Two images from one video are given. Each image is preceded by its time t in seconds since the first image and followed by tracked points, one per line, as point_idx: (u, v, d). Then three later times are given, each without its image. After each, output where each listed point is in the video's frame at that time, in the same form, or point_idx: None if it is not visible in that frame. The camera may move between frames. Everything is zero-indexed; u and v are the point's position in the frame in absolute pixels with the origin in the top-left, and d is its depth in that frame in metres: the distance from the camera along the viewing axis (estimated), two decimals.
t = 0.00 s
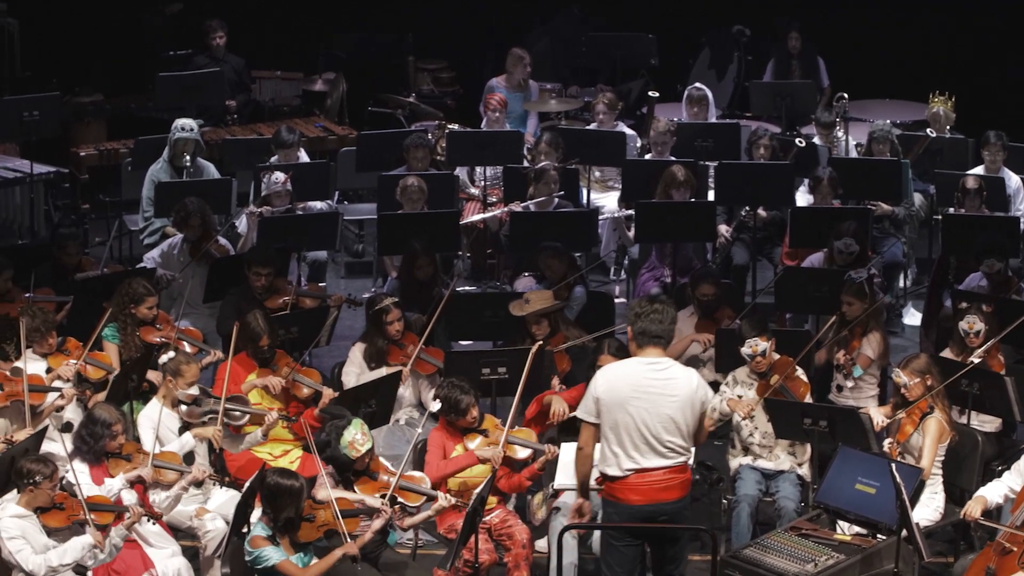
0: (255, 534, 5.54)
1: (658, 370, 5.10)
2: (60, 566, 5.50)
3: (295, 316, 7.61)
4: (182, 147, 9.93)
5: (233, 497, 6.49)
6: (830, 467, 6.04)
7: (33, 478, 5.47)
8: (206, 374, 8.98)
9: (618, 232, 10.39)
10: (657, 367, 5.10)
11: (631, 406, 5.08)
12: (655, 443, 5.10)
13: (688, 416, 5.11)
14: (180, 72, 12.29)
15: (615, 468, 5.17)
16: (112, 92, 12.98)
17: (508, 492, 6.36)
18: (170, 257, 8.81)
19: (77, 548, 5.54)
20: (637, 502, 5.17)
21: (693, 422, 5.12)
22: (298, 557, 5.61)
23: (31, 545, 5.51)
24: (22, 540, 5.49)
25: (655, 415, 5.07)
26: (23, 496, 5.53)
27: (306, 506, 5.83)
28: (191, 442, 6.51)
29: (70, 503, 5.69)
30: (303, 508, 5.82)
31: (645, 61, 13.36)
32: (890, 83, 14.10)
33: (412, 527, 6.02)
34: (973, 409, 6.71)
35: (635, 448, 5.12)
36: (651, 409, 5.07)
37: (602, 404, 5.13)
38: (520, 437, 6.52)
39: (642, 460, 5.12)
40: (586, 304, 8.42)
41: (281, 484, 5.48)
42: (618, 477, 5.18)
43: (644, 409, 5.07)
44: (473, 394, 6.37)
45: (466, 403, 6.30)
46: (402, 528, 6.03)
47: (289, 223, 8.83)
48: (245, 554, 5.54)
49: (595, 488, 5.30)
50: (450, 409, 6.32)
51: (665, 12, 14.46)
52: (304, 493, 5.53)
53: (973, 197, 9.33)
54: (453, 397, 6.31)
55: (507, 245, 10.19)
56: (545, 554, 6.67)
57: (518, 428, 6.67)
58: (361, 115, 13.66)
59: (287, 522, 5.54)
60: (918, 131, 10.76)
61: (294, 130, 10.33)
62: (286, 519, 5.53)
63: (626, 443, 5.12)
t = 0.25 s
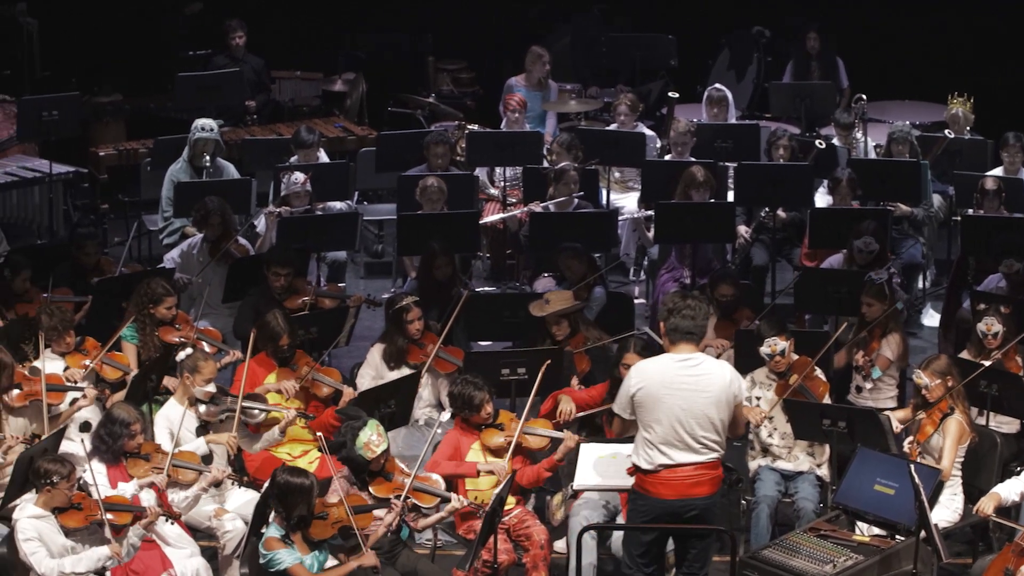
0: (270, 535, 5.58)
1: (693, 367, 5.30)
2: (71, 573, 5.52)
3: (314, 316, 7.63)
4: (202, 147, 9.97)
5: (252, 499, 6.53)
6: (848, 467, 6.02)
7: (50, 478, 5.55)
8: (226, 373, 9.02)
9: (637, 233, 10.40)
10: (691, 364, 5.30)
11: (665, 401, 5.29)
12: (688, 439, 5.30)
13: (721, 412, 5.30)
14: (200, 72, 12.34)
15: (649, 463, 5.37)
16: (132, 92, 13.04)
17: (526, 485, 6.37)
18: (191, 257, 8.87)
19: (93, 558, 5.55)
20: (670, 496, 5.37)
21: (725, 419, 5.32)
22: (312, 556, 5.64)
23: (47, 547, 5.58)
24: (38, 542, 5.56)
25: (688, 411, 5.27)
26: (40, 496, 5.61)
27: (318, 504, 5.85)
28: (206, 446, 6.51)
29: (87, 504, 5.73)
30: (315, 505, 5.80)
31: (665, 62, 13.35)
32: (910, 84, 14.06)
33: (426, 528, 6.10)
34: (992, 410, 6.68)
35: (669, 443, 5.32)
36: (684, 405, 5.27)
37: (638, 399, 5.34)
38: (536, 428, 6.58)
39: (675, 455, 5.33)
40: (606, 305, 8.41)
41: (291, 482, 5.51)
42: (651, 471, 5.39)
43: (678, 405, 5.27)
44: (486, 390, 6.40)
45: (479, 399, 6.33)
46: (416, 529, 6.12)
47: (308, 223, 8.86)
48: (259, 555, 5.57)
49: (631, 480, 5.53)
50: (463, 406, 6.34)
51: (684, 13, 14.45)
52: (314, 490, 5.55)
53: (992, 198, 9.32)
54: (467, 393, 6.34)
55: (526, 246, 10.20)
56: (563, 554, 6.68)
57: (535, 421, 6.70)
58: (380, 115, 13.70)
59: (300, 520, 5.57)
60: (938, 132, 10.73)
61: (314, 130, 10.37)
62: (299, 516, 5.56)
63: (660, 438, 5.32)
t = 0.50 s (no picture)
0: (279, 540, 5.59)
1: (707, 368, 5.21)
2: None
3: (330, 317, 7.65)
4: (219, 147, 10.01)
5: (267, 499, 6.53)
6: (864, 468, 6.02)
7: (65, 477, 5.59)
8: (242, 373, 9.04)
9: (654, 233, 10.39)
10: (705, 365, 5.22)
11: (678, 402, 5.23)
12: (702, 440, 5.24)
13: (735, 414, 5.21)
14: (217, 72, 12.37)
15: (665, 463, 5.33)
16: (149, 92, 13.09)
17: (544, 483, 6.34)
18: (207, 257, 8.87)
19: (104, 569, 5.58)
20: (685, 496, 5.32)
21: (740, 421, 5.22)
22: (324, 554, 5.57)
23: (61, 548, 5.59)
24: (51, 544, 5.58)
25: (700, 412, 5.20)
26: (55, 496, 5.63)
27: (325, 501, 5.87)
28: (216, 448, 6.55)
29: (102, 503, 5.77)
30: (323, 504, 5.86)
31: (682, 62, 13.34)
32: (927, 86, 14.02)
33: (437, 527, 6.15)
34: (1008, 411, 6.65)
35: (683, 443, 5.27)
36: (696, 406, 5.20)
37: (653, 398, 5.30)
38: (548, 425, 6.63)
39: (690, 456, 5.27)
40: (623, 305, 8.43)
41: (294, 479, 5.54)
42: (667, 471, 5.34)
43: (690, 406, 5.21)
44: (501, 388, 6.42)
45: (493, 396, 6.35)
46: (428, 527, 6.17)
47: (325, 224, 8.88)
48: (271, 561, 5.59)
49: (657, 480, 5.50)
50: (477, 404, 6.36)
51: (701, 13, 14.43)
52: (317, 488, 5.59)
53: (1008, 199, 9.28)
54: (480, 391, 6.36)
55: (542, 246, 10.19)
56: (580, 554, 6.69)
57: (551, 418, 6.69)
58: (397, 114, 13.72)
59: (305, 516, 5.62)
60: (954, 133, 10.70)
61: (331, 130, 10.40)
62: (304, 513, 5.60)
63: (674, 438, 5.27)
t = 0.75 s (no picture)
0: (288, 541, 5.60)
1: (709, 367, 5.22)
2: None
3: (345, 318, 7.67)
4: (233, 149, 10.04)
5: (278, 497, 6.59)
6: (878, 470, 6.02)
7: (77, 478, 5.61)
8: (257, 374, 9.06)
9: (668, 235, 10.39)
10: (706, 364, 5.23)
11: (680, 401, 5.25)
12: (706, 439, 5.25)
13: (738, 413, 5.21)
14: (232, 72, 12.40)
15: (672, 461, 5.36)
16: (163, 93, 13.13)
17: (557, 487, 6.35)
18: (222, 258, 8.91)
19: None
20: (692, 495, 5.35)
21: (743, 419, 5.22)
22: (334, 554, 5.64)
23: (75, 549, 5.64)
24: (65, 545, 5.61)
25: (703, 412, 5.21)
26: (69, 497, 5.66)
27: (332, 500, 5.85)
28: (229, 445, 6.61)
29: (116, 504, 5.81)
30: (329, 503, 5.83)
31: (697, 64, 13.34)
32: (942, 88, 13.99)
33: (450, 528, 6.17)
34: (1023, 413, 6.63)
35: (688, 442, 5.29)
36: (698, 407, 5.22)
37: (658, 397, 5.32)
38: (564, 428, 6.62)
39: (695, 455, 5.29)
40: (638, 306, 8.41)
41: (298, 479, 5.57)
42: (675, 469, 5.37)
43: (692, 405, 5.23)
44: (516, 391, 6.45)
45: (509, 398, 6.38)
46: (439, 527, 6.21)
47: (340, 225, 8.90)
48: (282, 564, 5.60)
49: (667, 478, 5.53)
50: (493, 406, 6.39)
51: (716, 15, 14.42)
52: (322, 486, 5.61)
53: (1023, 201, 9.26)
54: (497, 393, 6.39)
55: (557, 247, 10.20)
56: (594, 556, 6.70)
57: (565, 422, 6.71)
58: (412, 115, 13.75)
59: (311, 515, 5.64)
60: (969, 135, 10.68)
61: (346, 131, 10.43)
62: (309, 512, 5.62)
63: (679, 437, 5.30)
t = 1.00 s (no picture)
0: (305, 544, 5.65)
1: (714, 366, 5.55)
2: None
3: (364, 321, 7.70)
4: (253, 151, 10.08)
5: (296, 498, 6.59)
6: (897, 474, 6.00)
7: (95, 480, 5.64)
8: (277, 376, 9.10)
9: (688, 238, 10.39)
10: (711, 364, 5.56)
11: (684, 398, 5.54)
12: (704, 436, 5.54)
13: (738, 412, 5.54)
14: (252, 74, 12.45)
15: (670, 459, 5.62)
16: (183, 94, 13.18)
17: (575, 496, 6.42)
18: (242, 260, 8.99)
19: None
20: (687, 494, 5.61)
21: (742, 419, 5.54)
22: (350, 555, 5.67)
23: (92, 551, 5.68)
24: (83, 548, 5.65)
25: (705, 409, 5.52)
26: (87, 499, 5.70)
27: (348, 502, 5.87)
28: (249, 446, 6.58)
29: (134, 505, 5.82)
30: (345, 504, 5.85)
31: (717, 67, 13.33)
32: (962, 91, 13.94)
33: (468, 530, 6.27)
34: None
35: (686, 439, 5.57)
36: (701, 403, 5.52)
37: (662, 395, 5.62)
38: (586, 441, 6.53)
39: (692, 453, 5.57)
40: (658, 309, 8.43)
41: (313, 480, 5.59)
42: (671, 467, 5.63)
43: (695, 402, 5.52)
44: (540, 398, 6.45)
45: (533, 408, 6.38)
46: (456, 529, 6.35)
47: (360, 227, 8.93)
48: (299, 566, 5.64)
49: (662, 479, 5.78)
50: (517, 413, 6.40)
51: (735, 18, 14.41)
52: (337, 487, 5.64)
53: None
54: (521, 400, 6.40)
55: (576, 250, 10.20)
56: (613, 559, 6.67)
57: (586, 433, 6.66)
58: (431, 118, 13.79)
59: (327, 516, 5.66)
60: (989, 139, 10.64)
61: (366, 134, 10.47)
62: (325, 513, 5.64)
63: (679, 434, 5.57)
